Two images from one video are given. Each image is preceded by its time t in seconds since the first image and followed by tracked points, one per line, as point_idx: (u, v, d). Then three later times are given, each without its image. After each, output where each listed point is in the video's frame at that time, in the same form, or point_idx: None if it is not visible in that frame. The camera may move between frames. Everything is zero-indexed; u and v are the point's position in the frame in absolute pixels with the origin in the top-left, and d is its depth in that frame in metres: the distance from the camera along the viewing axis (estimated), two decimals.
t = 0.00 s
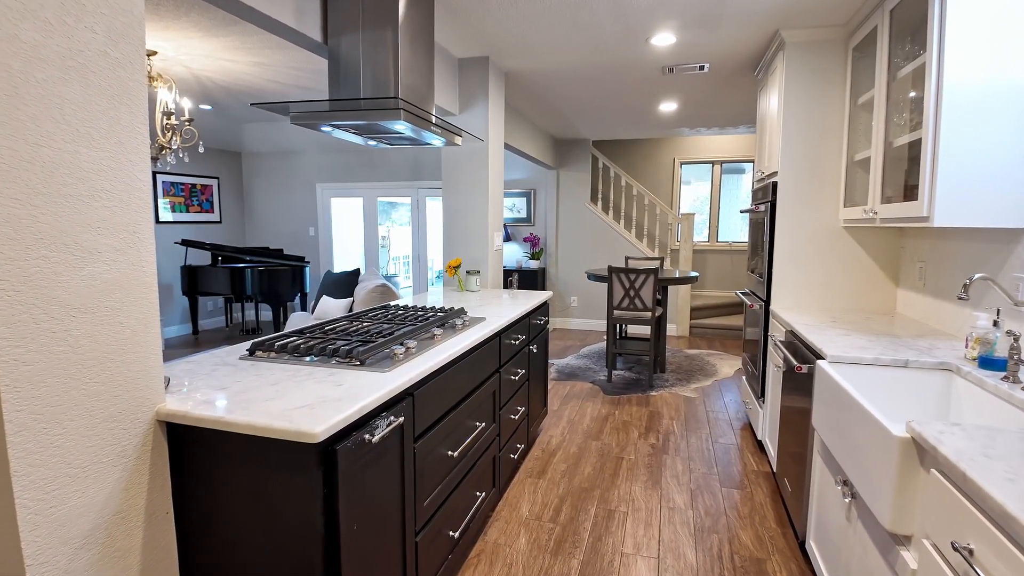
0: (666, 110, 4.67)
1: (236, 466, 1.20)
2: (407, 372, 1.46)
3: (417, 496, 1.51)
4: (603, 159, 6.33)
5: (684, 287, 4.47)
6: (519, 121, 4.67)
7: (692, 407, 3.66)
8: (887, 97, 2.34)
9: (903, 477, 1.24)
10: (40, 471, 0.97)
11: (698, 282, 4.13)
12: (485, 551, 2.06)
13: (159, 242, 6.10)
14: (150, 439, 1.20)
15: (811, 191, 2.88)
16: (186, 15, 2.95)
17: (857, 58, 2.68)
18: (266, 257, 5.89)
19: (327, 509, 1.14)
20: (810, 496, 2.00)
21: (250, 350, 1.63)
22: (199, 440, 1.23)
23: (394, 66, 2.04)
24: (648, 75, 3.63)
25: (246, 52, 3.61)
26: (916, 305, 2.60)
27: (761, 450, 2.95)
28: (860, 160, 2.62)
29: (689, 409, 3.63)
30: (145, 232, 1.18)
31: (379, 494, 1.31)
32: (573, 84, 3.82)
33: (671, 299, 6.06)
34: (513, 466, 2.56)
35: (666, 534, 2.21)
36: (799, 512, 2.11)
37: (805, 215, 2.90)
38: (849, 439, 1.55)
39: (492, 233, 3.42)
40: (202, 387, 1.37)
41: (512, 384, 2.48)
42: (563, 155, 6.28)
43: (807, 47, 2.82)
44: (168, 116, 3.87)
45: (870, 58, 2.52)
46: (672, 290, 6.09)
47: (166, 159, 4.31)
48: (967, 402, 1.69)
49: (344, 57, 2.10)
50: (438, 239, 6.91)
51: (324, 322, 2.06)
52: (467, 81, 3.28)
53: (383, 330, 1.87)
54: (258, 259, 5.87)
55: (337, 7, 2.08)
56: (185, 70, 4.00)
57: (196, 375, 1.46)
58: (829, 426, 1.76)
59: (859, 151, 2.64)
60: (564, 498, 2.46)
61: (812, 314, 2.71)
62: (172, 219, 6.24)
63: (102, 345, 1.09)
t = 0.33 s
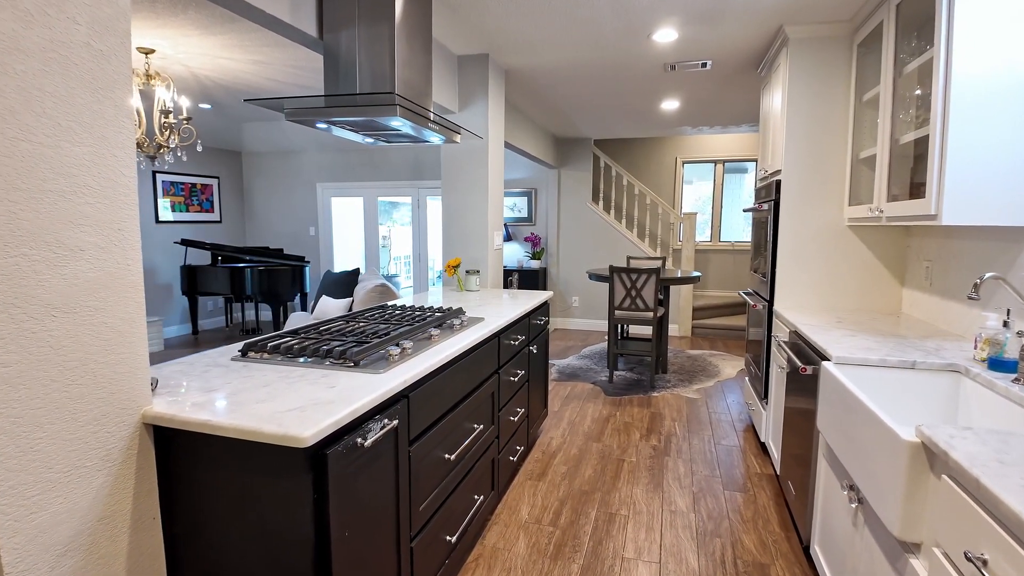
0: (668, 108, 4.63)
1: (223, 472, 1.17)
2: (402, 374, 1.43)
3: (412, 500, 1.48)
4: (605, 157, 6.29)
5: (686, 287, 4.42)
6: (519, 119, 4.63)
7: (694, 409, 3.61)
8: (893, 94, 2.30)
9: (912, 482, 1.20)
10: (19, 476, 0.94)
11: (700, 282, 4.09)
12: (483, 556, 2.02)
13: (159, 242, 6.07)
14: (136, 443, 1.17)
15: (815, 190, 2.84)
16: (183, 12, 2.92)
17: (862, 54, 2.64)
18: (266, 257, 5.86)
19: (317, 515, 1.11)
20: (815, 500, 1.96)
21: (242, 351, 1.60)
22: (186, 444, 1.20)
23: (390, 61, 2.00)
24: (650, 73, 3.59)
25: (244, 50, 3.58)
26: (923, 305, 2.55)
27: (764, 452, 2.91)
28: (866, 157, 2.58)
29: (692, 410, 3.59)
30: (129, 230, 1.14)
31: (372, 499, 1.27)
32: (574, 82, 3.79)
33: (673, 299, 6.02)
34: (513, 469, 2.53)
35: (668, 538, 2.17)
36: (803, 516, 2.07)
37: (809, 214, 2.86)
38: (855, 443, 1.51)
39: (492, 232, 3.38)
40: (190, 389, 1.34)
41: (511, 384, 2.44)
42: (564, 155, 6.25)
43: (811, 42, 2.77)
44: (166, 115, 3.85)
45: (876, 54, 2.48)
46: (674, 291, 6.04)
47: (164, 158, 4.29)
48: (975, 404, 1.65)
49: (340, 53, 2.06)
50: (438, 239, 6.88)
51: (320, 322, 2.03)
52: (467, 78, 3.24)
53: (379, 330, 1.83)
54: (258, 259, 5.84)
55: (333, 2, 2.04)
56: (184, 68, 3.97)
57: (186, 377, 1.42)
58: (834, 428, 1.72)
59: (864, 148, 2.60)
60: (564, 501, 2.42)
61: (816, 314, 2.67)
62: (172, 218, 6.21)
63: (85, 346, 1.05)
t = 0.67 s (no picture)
0: (669, 107, 4.59)
1: (208, 479, 1.13)
2: (395, 377, 1.38)
3: (405, 507, 1.44)
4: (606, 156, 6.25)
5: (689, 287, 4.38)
6: (519, 117, 4.59)
7: (696, 411, 3.57)
8: (899, 90, 2.25)
9: (923, 491, 1.15)
10: None
11: (701, 281, 4.05)
12: (480, 562, 1.98)
13: (158, 242, 6.05)
14: (118, 449, 1.13)
15: (819, 189, 2.80)
16: (179, 8, 2.89)
17: (867, 50, 2.60)
18: (266, 257, 5.83)
19: (304, 524, 1.07)
20: (819, 506, 1.92)
21: (232, 353, 1.56)
22: (169, 452, 1.16)
23: (386, 56, 1.96)
24: (652, 70, 3.55)
25: (241, 48, 3.54)
26: (929, 306, 2.51)
27: (767, 455, 2.86)
28: (871, 155, 2.53)
29: (693, 411, 3.55)
30: (110, 229, 1.10)
31: (363, 506, 1.23)
32: (574, 80, 3.74)
33: (675, 299, 5.98)
34: (511, 472, 2.49)
35: (669, 543, 2.13)
36: (807, 521, 2.03)
37: (813, 213, 2.81)
38: (861, 448, 1.47)
39: (491, 232, 3.34)
40: (175, 393, 1.30)
41: (510, 386, 2.40)
42: (565, 154, 6.21)
43: (815, 39, 2.73)
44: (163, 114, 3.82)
45: (881, 50, 2.43)
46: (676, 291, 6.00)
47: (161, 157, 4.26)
48: (985, 408, 1.61)
49: (334, 49, 2.02)
50: (439, 239, 6.85)
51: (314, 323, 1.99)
52: (466, 76, 3.20)
53: (373, 332, 1.79)
54: (258, 259, 5.81)
55: None
56: (182, 67, 3.94)
57: (172, 381, 1.38)
58: (838, 433, 1.68)
59: (869, 146, 2.55)
60: (564, 505, 2.38)
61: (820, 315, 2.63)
62: (172, 218, 6.19)
63: (63, 348, 1.02)
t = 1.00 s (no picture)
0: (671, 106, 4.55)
1: (192, 488, 1.10)
2: (387, 382, 1.34)
3: (399, 515, 1.40)
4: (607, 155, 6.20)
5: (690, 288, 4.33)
6: (519, 116, 4.55)
7: (697, 413, 3.53)
8: (905, 87, 2.21)
9: (932, 502, 1.11)
10: None
11: (703, 282, 4.00)
12: (476, 569, 1.94)
13: (157, 242, 6.02)
14: (99, 457, 1.10)
15: (823, 188, 2.75)
16: (174, 6, 2.85)
17: (872, 48, 2.55)
18: (265, 257, 5.79)
19: (290, 535, 1.03)
20: (823, 511, 1.87)
21: (221, 356, 1.52)
22: (153, 460, 1.12)
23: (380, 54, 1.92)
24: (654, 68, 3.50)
25: (238, 45, 3.51)
26: (934, 308, 2.47)
27: (769, 459, 2.82)
28: (876, 154, 2.49)
29: (695, 414, 3.51)
30: (90, 229, 1.06)
31: (353, 515, 1.19)
32: (575, 78, 3.70)
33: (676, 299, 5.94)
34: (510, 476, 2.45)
35: (669, 549, 2.09)
36: (811, 528, 1.98)
37: (817, 213, 2.77)
38: (868, 455, 1.42)
39: (490, 232, 3.30)
40: (159, 398, 1.26)
41: (508, 388, 2.36)
42: (566, 153, 6.17)
43: (819, 35, 2.68)
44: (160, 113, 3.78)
45: (887, 47, 2.39)
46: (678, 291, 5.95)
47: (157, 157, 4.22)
48: (995, 413, 1.57)
49: (328, 45, 1.98)
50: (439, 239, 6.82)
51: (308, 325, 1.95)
52: (464, 74, 3.16)
53: (367, 334, 1.75)
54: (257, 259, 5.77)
55: None
56: (179, 66, 3.90)
57: (158, 385, 1.34)
58: (843, 439, 1.63)
59: (874, 144, 2.51)
60: (563, 510, 2.33)
61: (824, 317, 2.58)
62: (171, 218, 6.16)
63: (40, 353, 0.98)
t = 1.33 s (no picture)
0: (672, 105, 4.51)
1: (174, 498, 1.06)
2: (378, 387, 1.30)
3: (390, 524, 1.36)
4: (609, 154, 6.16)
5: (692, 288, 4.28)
6: (519, 115, 4.51)
7: (699, 416, 3.48)
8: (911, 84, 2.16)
9: (943, 514, 1.07)
10: None
11: (704, 282, 3.95)
12: None
13: (155, 242, 5.99)
14: (76, 465, 1.06)
15: (827, 188, 2.70)
16: (169, 3, 2.81)
17: (877, 44, 2.51)
18: (263, 257, 5.76)
19: (274, 548, 0.99)
20: (827, 519, 1.83)
21: (209, 360, 1.48)
22: (133, 469, 1.08)
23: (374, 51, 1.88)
24: (655, 67, 3.46)
25: (235, 44, 3.47)
26: (941, 309, 2.42)
27: (772, 463, 2.77)
28: (881, 153, 2.44)
29: (697, 416, 3.47)
30: (66, 229, 1.02)
31: (341, 526, 1.15)
32: (576, 76, 3.66)
33: (678, 300, 5.89)
34: (507, 481, 2.40)
35: (670, 555, 2.05)
36: (816, 535, 1.93)
37: (821, 212, 2.72)
38: (876, 463, 1.38)
39: (489, 232, 3.26)
40: (142, 403, 1.22)
41: (506, 392, 2.31)
42: (567, 152, 6.13)
43: (822, 32, 2.64)
44: (156, 112, 3.75)
45: (892, 43, 2.34)
46: (680, 291, 5.91)
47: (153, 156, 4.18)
48: (1004, 419, 1.52)
49: (322, 42, 1.94)
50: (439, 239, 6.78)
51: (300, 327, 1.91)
52: (463, 72, 3.12)
53: (359, 337, 1.71)
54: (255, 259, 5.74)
55: None
56: (176, 65, 3.88)
57: (142, 390, 1.30)
58: (848, 444, 1.59)
59: (880, 143, 2.46)
60: (562, 516, 2.29)
61: (828, 319, 2.53)
62: (170, 218, 6.14)
63: (12, 359, 0.94)
